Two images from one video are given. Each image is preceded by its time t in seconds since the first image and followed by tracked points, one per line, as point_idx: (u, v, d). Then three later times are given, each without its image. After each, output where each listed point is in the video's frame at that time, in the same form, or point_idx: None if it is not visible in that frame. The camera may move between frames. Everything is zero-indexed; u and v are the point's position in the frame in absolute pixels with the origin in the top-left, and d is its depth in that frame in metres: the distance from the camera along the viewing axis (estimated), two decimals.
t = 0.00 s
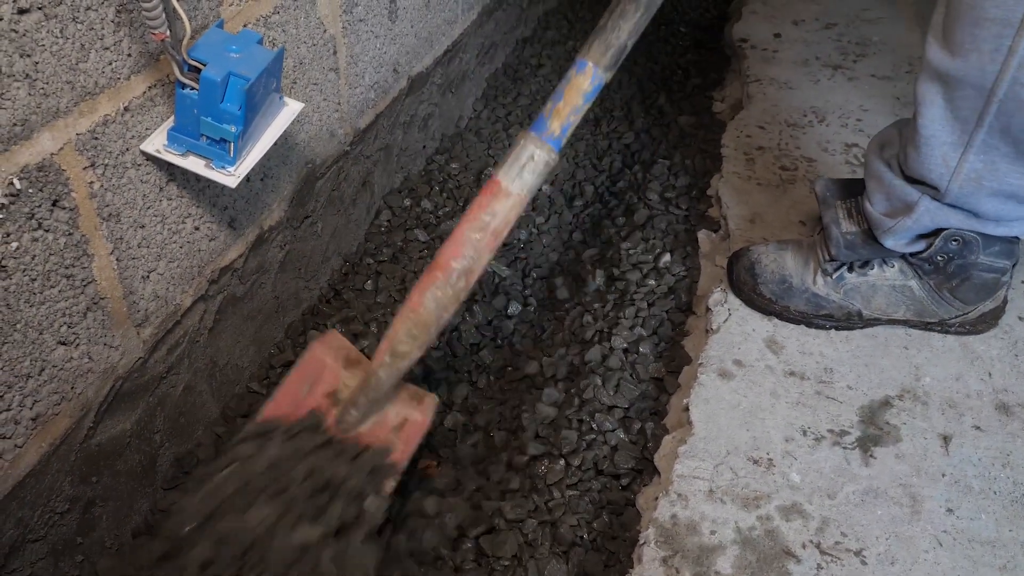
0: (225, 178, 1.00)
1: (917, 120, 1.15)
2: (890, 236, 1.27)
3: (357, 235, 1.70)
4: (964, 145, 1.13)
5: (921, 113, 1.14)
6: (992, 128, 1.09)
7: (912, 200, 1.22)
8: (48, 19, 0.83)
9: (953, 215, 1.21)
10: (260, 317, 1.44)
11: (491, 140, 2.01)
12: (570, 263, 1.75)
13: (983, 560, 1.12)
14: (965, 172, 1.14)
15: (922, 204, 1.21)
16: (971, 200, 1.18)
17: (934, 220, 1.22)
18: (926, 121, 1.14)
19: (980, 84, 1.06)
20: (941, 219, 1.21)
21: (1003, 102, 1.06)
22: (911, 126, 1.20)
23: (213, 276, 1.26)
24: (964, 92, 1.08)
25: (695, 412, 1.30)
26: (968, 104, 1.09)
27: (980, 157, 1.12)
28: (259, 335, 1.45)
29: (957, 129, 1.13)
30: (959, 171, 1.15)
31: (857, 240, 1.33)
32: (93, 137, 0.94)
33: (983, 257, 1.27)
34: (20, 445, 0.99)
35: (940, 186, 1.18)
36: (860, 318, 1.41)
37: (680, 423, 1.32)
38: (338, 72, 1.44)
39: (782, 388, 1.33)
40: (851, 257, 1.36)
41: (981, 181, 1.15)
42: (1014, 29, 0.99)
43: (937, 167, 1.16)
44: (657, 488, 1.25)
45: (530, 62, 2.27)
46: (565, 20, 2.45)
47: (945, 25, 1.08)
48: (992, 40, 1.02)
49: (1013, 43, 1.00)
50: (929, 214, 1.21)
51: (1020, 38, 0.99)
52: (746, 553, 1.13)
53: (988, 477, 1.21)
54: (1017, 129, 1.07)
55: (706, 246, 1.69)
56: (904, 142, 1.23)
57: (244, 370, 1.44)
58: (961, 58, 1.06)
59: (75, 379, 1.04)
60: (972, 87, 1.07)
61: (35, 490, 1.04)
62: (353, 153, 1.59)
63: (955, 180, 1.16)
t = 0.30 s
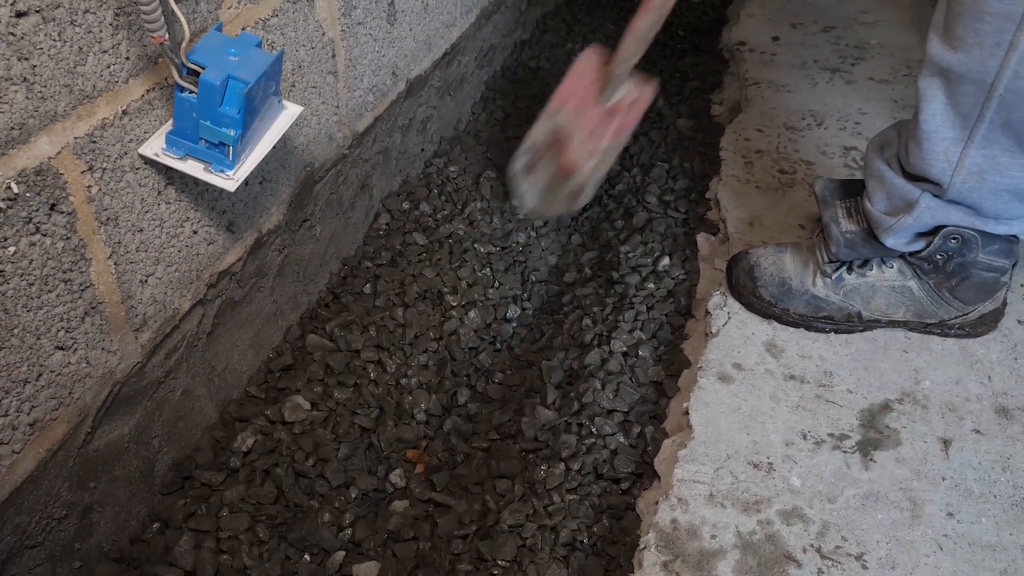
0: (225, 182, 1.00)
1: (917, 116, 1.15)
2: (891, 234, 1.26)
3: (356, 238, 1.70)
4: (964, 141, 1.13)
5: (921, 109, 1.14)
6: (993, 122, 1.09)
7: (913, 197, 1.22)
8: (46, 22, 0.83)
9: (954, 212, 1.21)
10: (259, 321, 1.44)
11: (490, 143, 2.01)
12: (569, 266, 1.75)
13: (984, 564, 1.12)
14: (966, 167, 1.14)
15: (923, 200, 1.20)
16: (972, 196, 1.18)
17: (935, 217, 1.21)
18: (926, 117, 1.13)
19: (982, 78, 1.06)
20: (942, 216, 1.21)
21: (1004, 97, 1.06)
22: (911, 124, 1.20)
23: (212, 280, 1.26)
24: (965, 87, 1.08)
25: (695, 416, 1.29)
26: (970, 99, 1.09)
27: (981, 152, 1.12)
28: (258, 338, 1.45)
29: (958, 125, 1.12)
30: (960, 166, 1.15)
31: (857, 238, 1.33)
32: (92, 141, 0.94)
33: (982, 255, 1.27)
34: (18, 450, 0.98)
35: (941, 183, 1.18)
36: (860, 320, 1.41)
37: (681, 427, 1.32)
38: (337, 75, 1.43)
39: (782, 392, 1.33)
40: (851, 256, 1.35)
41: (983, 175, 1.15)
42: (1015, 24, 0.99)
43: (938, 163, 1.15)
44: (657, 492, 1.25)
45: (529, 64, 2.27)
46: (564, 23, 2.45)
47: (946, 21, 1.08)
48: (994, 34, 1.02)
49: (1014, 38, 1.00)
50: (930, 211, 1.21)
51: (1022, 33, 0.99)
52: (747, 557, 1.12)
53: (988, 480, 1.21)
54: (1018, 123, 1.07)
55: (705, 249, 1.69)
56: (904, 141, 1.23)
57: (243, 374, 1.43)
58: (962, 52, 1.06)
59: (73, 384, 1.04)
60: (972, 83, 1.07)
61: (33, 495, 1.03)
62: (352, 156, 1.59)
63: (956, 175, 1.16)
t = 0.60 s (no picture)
0: (227, 189, 0.99)
1: (892, 126, 1.16)
2: (884, 240, 1.27)
3: (356, 243, 1.70)
4: (940, 148, 1.13)
5: (895, 120, 1.15)
6: (964, 130, 1.10)
7: (901, 202, 1.22)
8: (47, 31, 0.82)
9: (943, 214, 1.20)
10: (260, 328, 1.43)
11: (491, 147, 2.01)
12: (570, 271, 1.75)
13: (991, 569, 1.11)
14: (945, 173, 1.14)
15: (911, 205, 1.21)
16: (956, 200, 1.17)
17: (925, 220, 1.21)
18: (900, 127, 1.15)
19: (944, 90, 1.07)
20: (931, 219, 1.21)
21: (967, 108, 1.06)
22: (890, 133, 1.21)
23: (213, 287, 1.26)
24: (932, 98, 1.09)
25: (698, 421, 1.29)
26: (938, 110, 1.10)
27: (958, 158, 1.12)
28: (259, 345, 1.44)
29: (932, 134, 1.13)
30: (939, 173, 1.15)
31: (854, 247, 1.33)
32: (93, 149, 0.94)
33: (983, 255, 1.26)
34: (19, 460, 0.98)
35: (923, 189, 1.18)
36: (863, 323, 1.40)
37: (684, 432, 1.32)
38: (338, 81, 1.43)
39: (785, 397, 1.33)
40: (850, 264, 1.35)
41: (963, 180, 1.15)
42: (970, 36, 1.01)
43: (917, 170, 1.16)
44: (661, 498, 1.24)
45: (528, 68, 2.27)
46: (564, 27, 2.45)
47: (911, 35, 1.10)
48: (949, 48, 1.03)
49: (970, 51, 1.02)
50: (919, 215, 1.21)
51: (976, 45, 1.00)
52: (752, 563, 1.12)
53: (994, 485, 1.21)
54: (985, 132, 1.07)
55: (707, 253, 1.68)
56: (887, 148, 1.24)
57: (245, 381, 1.43)
58: (925, 66, 1.07)
59: (74, 393, 1.03)
60: (937, 94, 1.08)
61: (35, 505, 1.02)
62: (352, 162, 1.59)
63: (937, 181, 1.16)
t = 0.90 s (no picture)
0: (230, 192, 0.99)
1: (890, 132, 1.17)
2: (885, 243, 1.26)
3: (358, 246, 1.70)
4: (940, 153, 1.14)
5: (892, 126, 1.15)
6: (963, 135, 1.10)
7: (901, 206, 1.22)
8: (50, 34, 0.83)
9: (944, 218, 1.20)
10: (262, 331, 1.43)
11: (492, 149, 2.01)
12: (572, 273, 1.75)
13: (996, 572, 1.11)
14: (946, 177, 1.15)
15: (911, 209, 1.20)
16: (956, 204, 1.18)
17: (926, 223, 1.21)
18: (898, 133, 1.15)
19: (942, 96, 1.07)
20: (932, 223, 1.21)
21: (966, 113, 1.07)
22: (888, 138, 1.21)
23: (215, 290, 1.26)
24: (929, 104, 1.10)
25: (702, 423, 1.29)
26: (937, 116, 1.10)
27: (958, 162, 1.13)
28: (261, 348, 1.44)
29: (931, 139, 1.13)
30: (939, 177, 1.15)
31: (856, 251, 1.33)
32: (96, 152, 0.94)
33: (987, 256, 1.26)
34: (22, 463, 0.98)
35: (923, 194, 1.18)
36: (866, 325, 1.40)
37: (687, 434, 1.32)
38: (340, 83, 1.43)
39: (789, 399, 1.32)
40: (852, 267, 1.36)
41: (963, 184, 1.15)
42: (967, 43, 1.01)
43: (917, 175, 1.16)
44: (664, 501, 1.25)
45: (530, 71, 2.27)
46: (565, 29, 2.45)
47: (906, 41, 1.10)
48: (947, 55, 1.03)
49: (968, 57, 1.02)
50: (920, 219, 1.20)
51: (974, 52, 1.01)
52: (756, 566, 1.12)
53: (998, 487, 1.21)
54: (985, 136, 1.08)
55: (710, 256, 1.68)
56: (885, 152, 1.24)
57: (247, 384, 1.43)
58: (922, 72, 1.07)
59: (77, 396, 1.03)
60: (935, 100, 1.09)
61: (37, 509, 1.02)
62: (354, 164, 1.59)
63: (936, 186, 1.16)
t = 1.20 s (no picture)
0: (233, 192, 0.99)
1: (918, 123, 1.16)
2: (897, 241, 1.26)
3: (360, 246, 1.69)
4: (966, 147, 1.13)
5: (921, 117, 1.15)
6: (994, 127, 1.09)
7: (918, 204, 1.22)
8: (52, 32, 0.82)
9: (960, 218, 1.20)
10: (264, 331, 1.43)
11: (494, 150, 2.01)
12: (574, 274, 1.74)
13: None
14: (969, 173, 1.14)
15: (928, 207, 1.20)
16: (977, 201, 1.17)
17: (942, 223, 1.21)
18: (926, 124, 1.14)
19: (979, 84, 1.06)
20: (947, 222, 1.21)
21: (1002, 102, 1.06)
22: (913, 132, 1.20)
23: (217, 290, 1.25)
24: (963, 93, 1.09)
25: (704, 425, 1.29)
26: (969, 106, 1.09)
27: (983, 158, 1.12)
28: (262, 348, 1.44)
29: (959, 132, 1.13)
30: (963, 172, 1.14)
31: (864, 247, 1.32)
32: (98, 150, 0.93)
33: (992, 261, 1.26)
34: (23, 462, 0.97)
35: (944, 189, 1.18)
36: (869, 328, 1.40)
37: (688, 436, 1.31)
38: (342, 83, 1.43)
39: (791, 401, 1.32)
40: (859, 264, 1.35)
41: (986, 181, 1.14)
42: (1011, 28, 1.00)
43: (941, 169, 1.16)
44: (666, 502, 1.24)
45: (532, 72, 2.27)
46: (568, 29, 2.44)
47: (943, 28, 1.09)
48: (989, 40, 1.02)
49: (1011, 43, 1.01)
50: (936, 218, 1.20)
51: (1017, 37, 1.00)
52: (758, 569, 1.11)
53: (1001, 491, 1.20)
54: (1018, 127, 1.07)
55: (712, 257, 1.68)
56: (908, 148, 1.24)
57: (248, 384, 1.42)
58: (959, 59, 1.07)
59: (78, 396, 1.03)
60: (971, 88, 1.07)
61: (38, 508, 1.02)
62: (356, 164, 1.59)
63: (959, 181, 1.16)
